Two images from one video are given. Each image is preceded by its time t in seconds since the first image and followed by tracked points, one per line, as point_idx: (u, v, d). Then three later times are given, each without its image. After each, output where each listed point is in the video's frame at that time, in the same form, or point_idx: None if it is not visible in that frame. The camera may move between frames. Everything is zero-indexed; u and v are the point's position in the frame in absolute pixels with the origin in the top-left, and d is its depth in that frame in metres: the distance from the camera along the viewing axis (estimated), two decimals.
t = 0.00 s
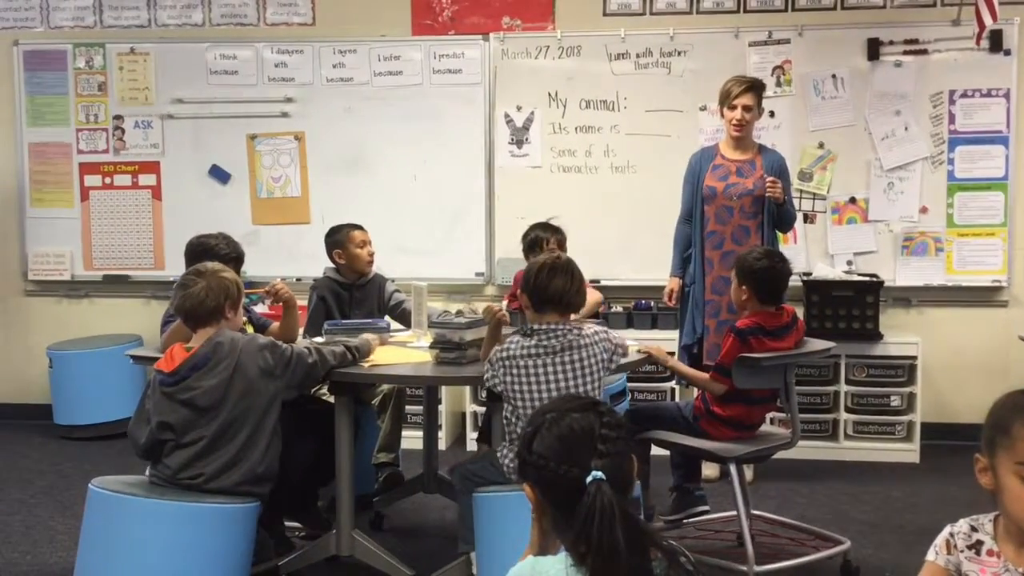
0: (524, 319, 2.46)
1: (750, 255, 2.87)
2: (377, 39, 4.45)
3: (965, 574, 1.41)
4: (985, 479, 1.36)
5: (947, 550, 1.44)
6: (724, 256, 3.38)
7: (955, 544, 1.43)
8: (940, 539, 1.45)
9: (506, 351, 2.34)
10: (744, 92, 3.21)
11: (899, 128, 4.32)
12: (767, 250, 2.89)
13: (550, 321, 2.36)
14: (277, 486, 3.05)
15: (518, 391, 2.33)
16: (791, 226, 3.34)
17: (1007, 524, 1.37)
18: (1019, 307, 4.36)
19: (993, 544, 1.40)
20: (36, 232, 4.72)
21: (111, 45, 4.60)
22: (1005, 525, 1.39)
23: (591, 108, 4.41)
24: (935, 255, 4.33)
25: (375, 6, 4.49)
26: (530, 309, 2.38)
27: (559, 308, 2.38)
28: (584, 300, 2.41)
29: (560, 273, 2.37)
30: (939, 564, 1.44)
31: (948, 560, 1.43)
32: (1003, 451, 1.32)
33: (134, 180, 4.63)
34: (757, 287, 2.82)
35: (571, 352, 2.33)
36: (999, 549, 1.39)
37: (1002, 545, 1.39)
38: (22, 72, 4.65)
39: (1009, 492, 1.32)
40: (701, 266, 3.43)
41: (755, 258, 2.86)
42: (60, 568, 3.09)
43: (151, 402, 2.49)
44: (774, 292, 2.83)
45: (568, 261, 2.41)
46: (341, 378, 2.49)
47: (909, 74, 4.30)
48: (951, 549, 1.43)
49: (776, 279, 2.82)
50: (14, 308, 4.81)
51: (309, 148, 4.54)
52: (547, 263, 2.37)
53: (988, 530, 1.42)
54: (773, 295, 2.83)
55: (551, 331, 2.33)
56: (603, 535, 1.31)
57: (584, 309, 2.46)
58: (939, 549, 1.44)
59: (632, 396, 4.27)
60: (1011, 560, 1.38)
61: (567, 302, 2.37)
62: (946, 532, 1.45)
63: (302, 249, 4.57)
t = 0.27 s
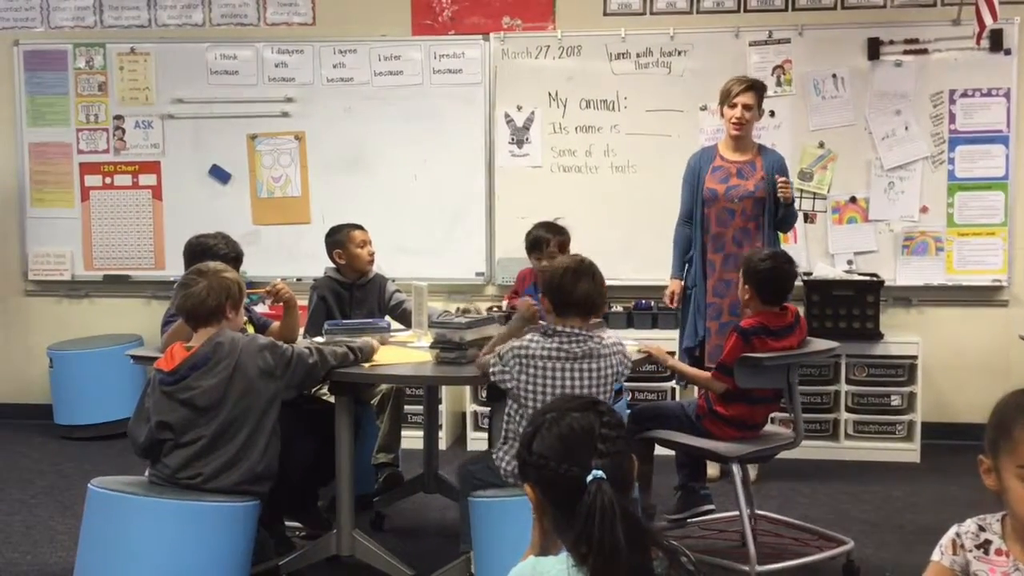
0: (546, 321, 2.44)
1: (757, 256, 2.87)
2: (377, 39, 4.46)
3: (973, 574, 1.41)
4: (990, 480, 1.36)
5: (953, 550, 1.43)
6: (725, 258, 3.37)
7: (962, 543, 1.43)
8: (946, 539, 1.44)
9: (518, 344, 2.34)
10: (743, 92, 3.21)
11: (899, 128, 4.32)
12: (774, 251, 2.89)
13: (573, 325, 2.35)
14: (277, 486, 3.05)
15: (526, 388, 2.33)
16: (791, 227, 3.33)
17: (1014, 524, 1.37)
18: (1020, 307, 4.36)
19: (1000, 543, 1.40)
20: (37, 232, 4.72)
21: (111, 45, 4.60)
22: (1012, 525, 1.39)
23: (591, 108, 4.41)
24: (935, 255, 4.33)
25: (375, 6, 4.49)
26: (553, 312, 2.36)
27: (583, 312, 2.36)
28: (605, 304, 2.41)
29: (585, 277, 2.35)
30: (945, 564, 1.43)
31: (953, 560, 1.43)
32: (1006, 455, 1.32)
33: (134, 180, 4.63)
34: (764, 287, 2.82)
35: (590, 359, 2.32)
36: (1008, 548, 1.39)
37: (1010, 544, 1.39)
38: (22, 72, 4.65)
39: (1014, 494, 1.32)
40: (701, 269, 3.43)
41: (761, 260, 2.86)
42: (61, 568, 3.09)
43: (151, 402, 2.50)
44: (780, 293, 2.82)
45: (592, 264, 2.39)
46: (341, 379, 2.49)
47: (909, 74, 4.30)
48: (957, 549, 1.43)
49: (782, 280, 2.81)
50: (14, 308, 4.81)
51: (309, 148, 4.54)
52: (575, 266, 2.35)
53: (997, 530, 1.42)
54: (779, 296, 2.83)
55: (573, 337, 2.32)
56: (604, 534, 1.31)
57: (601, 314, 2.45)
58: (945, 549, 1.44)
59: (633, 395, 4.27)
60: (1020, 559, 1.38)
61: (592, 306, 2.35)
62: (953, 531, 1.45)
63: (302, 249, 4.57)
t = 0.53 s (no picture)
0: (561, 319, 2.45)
1: (758, 257, 2.88)
2: (377, 38, 4.45)
3: (983, 573, 1.41)
4: (994, 485, 1.37)
5: (964, 548, 1.43)
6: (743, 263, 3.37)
7: (972, 542, 1.43)
8: (958, 537, 1.44)
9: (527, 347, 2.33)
10: (759, 93, 3.22)
11: (899, 127, 4.32)
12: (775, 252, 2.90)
13: (592, 322, 2.37)
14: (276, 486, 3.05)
15: (530, 389, 2.32)
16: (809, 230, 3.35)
17: None
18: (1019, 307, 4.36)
19: (1013, 542, 1.40)
20: (37, 232, 4.72)
21: (111, 45, 4.60)
22: None
23: (591, 107, 4.41)
24: (935, 254, 4.33)
25: (375, 5, 4.49)
26: (571, 310, 2.38)
27: (603, 311, 2.38)
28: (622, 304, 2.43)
29: (607, 277, 2.38)
30: (956, 563, 1.43)
31: (964, 559, 1.43)
32: (1005, 464, 1.33)
33: (134, 180, 4.63)
34: (765, 287, 2.82)
35: (610, 357, 2.33)
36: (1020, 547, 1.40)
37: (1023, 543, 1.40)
38: (22, 71, 4.65)
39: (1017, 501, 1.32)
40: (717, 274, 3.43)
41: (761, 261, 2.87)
42: (60, 568, 3.09)
43: (150, 401, 2.50)
44: (781, 294, 2.83)
45: (610, 264, 2.43)
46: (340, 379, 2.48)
47: (909, 73, 4.29)
48: (968, 548, 1.43)
49: (781, 280, 2.81)
50: (14, 308, 4.81)
51: (309, 148, 4.54)
52: (594, 265, 2.38)
53: (1008, 530, 1.42)
54: (780, 296, 2.83)
55: (597, 334, 2.33)
56: (604, 535, 1.31)
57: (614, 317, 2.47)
58: (956, 548, 1.43)
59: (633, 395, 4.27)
60: None
61: (612, 305, 2.38)
62: (964, 530, 1.45)
63: (302, 249, 4.57)
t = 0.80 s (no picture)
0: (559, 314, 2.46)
1: (755, 260, 2.89)
2: (377, 39, 4.45)
3: (993, 573, 1.41)
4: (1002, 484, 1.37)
5: (975, 551, 1.44)
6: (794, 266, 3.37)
7: (983, 544, 1.43)
8: (968, 541, 1.45)
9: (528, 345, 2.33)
10: (802, 91, 3.22)
11: (898, 128, 4.32)
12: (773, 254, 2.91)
13: (586, 317, 2.37)
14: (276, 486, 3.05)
15: (532, 388, 2.31)
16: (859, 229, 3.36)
17: None
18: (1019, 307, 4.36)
19: None
20: (36, 232, 4.71)
21: (111, 45, 4.60)
22: None
23: (591, 108, 4.41)
24: (935, 255, 4.33)
25: (375, 5, 4.49)
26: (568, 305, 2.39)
27: (598, 306, 2.39)
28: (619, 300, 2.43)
29: (604, 273, 2.38)
30: (966, 566, 1.44)
31: (974, 561, 1.43)
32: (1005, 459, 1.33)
33: (134, 180, 4.63)
34: (758, 289, 2.83)
35: (613, 353, 2.34)
36: None
37: None
38: (22, 71, 4.65)
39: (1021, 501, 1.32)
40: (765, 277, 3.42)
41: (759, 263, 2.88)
42: (60, 568, 3.09)
43: (147, 400, 2.50)
44: (779, 294, 2.83)
45: (608, 259, 2.42)
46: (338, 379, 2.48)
47: (909, 74, 4.29)
48: (978, 550, 1.43)
49: (777, 280, 2.82)
50: (14, 308, 4.81)
51: (309, 148, 4.54)
52: (591, 261, 2.38)
53: (1020, 530, 1.42)
54: (777, 296, 2.83)
55: (593, 326, 2.35)
56: (600, 540, 1.30)
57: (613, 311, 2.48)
58: (967, 551, 1.44)
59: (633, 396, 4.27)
60: None
61: (607, 301, 2.39)
62: (974, 534, 1.45)
63: (302, 250, 4.57)
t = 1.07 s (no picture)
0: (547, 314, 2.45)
1: (746, 260, 2.88)
2: (377, 40, 4.45)
3: None
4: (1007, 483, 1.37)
5: (977, 553, 1.43)
6: (834, 268, 3.30)
7: (985, 547, 1.43)
8: (971, 542, 1.44)
9: (511, 342, 2.36)
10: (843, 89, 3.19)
11: (899, 129, 4.32)
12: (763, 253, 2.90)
13: (571, 316, 2.36)
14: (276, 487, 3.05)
15: (517, 385, 2.34)
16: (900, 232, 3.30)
17: None
18: (1019, 308, 4.36)
19: None
20: (36, 233, 4.72)
21: (111, 46, 4.60)
22: None
23: (591, 109, 4.41)
24: (935, 256, 4.33)
25: (375, 6, 4.49)
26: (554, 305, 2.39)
27: (584, 307, 2.38)
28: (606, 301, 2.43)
29: (590, 274, 2.38)
30: (969, 568, 1.43)
31: (977, 564, 1.43)
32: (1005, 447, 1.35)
33: (134, 181, 4.63)
34: (750, 288, 2.81)
35: (597, 351, 2.34)
36: None
37: None
38: (22, 72, 4.65)
39: None
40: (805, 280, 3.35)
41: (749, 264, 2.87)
42: (60, 569, 3.09)
43: (146, 401, 2.50)
44: (773, 295, 2.82)
45: (594, 262, 2.42)
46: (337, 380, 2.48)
47: (910, 75, 4.29)
48: (981, 553, 1.43)
49: (770, 281, 2.80)
50: (14, 309, 4.81)
51: (309, 149, 4.54)
52: (577, 262, 2.38)
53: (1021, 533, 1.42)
54: (771, 297, 2.82)
55: (576, 326, 2.33)
56: (595, 544, 1.30)
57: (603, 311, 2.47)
58: (970, 552, 1.44)
59: (633, 397, 4.27)
60: None
61: (593, 302, 2.38)
62: (976, 535, 1.45)
63: (303, 250, 4.57)
